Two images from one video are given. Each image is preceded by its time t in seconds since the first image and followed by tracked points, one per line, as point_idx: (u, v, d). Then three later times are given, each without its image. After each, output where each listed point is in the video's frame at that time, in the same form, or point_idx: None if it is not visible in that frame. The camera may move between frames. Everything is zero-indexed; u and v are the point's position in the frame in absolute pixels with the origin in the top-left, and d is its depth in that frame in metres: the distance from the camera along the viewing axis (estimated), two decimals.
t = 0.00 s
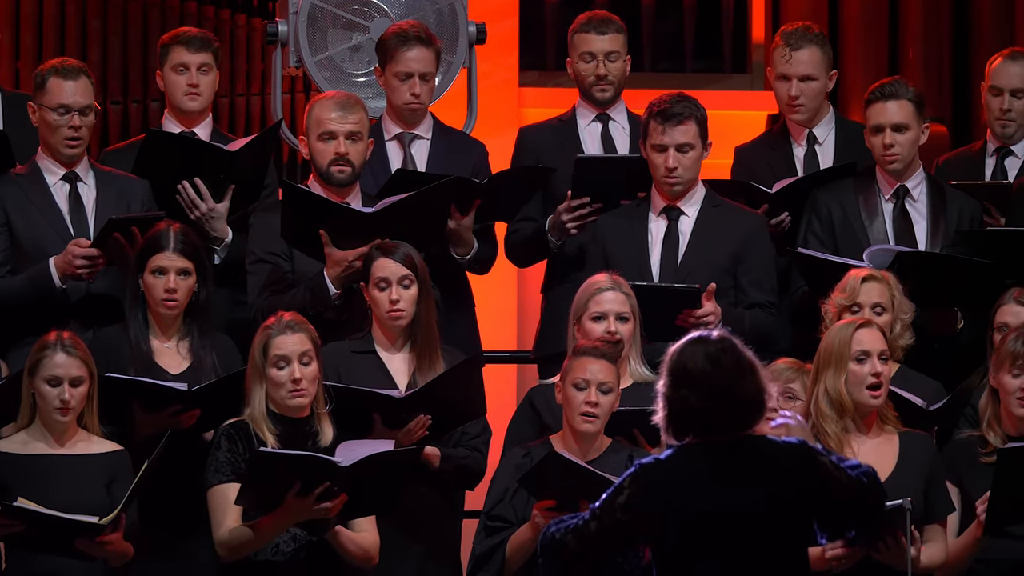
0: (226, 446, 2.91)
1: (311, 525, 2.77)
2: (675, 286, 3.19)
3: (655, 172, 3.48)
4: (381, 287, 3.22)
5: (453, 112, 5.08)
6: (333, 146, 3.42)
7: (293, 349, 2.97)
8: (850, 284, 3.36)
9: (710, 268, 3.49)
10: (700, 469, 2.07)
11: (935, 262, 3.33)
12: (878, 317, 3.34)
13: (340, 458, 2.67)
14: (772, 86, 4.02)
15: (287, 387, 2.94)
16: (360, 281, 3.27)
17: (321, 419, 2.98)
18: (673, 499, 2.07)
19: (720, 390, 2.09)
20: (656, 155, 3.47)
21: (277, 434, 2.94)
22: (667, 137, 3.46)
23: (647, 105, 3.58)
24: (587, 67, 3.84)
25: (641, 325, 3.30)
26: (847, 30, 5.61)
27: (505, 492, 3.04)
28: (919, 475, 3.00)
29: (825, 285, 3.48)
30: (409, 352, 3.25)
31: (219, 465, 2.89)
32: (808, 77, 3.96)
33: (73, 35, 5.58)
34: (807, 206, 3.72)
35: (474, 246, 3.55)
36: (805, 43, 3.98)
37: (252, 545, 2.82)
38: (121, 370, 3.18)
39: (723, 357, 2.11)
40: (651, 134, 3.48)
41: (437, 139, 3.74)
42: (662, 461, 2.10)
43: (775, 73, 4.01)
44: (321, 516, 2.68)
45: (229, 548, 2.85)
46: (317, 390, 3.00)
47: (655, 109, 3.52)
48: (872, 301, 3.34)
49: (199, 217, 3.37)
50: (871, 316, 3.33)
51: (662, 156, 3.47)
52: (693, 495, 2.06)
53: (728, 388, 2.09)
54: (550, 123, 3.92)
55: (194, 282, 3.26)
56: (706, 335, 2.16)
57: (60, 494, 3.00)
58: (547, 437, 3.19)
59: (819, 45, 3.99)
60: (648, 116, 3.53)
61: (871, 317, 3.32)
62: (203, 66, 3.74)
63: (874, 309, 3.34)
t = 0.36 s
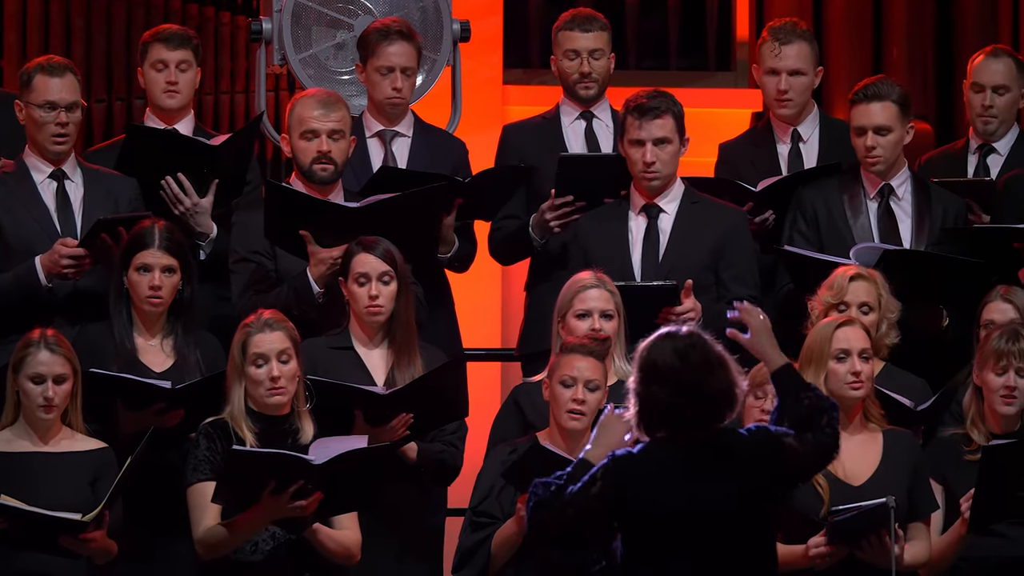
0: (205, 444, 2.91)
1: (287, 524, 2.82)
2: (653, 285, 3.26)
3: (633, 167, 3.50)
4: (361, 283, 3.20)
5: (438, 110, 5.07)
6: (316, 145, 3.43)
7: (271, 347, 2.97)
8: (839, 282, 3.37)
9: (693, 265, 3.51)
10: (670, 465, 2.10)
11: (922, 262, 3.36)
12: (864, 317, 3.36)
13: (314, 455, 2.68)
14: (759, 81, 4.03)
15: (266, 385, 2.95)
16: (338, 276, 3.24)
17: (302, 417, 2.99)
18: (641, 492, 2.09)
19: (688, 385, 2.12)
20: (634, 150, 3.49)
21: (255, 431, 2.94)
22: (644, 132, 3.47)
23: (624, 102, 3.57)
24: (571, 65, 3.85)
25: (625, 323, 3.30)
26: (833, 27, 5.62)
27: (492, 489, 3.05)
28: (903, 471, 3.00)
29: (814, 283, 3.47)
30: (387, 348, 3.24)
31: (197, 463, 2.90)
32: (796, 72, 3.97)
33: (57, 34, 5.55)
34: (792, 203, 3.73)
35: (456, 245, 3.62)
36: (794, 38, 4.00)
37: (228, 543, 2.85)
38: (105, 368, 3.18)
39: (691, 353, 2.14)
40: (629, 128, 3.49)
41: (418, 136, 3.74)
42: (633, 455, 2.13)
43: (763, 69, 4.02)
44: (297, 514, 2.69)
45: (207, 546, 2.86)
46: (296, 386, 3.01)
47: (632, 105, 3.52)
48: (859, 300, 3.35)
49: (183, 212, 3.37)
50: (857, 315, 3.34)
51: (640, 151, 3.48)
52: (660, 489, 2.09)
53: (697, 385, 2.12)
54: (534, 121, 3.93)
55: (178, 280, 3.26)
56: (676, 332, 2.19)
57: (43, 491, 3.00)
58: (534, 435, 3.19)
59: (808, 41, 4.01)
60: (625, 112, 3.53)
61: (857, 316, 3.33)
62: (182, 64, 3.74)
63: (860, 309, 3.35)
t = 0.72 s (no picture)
0: (187, 442, 2.93)
1: (268, 522, 2.81)
2: (633, 303, 3.28)
3: (610, 176, 3.49)
4: (340, 278, 3.20)
5: (422, 108, 5.07)
6: (299, 144, 3.44)
7: (254, 345, 2.97)
8: (827, 281, 3.37)
9: (677, 264, 3.53)
10: (640, 468, 2.11)
11: (909, 257, 3.36)
12: (852, 317, 3.36)
13: (292, 454, 2.67)
14: (744, 81, 4.05)
15: (248, 383, 2.95)
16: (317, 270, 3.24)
17: (285, 415, 3.00)
18: (611, 498, 2.11)
19: (664, 384, 2.14)
20: (611, 160, 3.48)
21: (238, 430, 2.94)
22: (619, 141, 3.46)
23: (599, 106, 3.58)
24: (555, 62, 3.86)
25: (609, 321, 3.30)
26: (817, 26, 5.65)
27: (475, 487, 3.06)
28: (888, 469, 3.00)
29: (797, 281, 3.49)
30: (366, 345, 3.24)
31: (180, 462, 2.91)
32: (782, 70, 3.99)
33: (43, 34, 5.56)
34: (778, 200, 3.75)
35: (438, 240, 3.62)
36: (778, 37, 4.02)
37: (209, 542, 2.86)
38: (88, 363, 3.20)
39: (665, 353, 2.17)
40: (604, 139, 3.48)
41: (400, 134, 3.75)
42: (603, 460, 2.14)
43: (748, 68, 4.03)
44: (277, 511, 2.70)
45: (189, 544, 2.87)
46: (280, 384, 3.01)
47: (605, 112, 3.51)
48: (847, 301, 3.35)
49: (168, 212, 3.38)
50: (844, 315, 3.34)
51: (617, 160, 3.47)
52: (632, 493, 2.11)
53: (668, 381, 2.14)
54: (518, 119, 3.93)
55: (163, 280, 3.26)
56: (647, 337, 2.20)
57: (30, 489, 3.00)
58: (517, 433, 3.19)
59: (792, 40, 4.03)
60: (599, 119, 3.53)
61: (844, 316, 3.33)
62: (169, 66, 3.74)
63: (847, 309, 3.36)
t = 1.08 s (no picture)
0: (173, 441, 2.92)
1: (255, 520, 2.82)
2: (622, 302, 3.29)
3: (599, 175, 3.48)
4: (321, 277, 3.19)
5: (408, 106, 5.08)
6: (283, 145, 3.44)
7: (240, 345, 2.96)
8: (812, 281, 3.38)
9: (662, 264, 3.54)
10: (627, 464, 2.12)
11: (895, 254, 3.39)
12: (836, 317, 3.38)
13: (281, 454, 2.65)
14: (729, 80, 4.04)
15: (234, 382, 2.94)
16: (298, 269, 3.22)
17: (272, 413, 2.99)
18: (599, 492, 2.12)
19: (651, 372, 2.16)
20: (600, 158, 3.47)
21: (224, 428, 2.95)
22: (609, 140, 3.44)
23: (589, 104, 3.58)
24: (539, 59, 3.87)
25: (595, 319, 3.32)
26: (802, 25, 5.67)
27: (458, 486, 3.07)
28: (872, 469, 3.02)
29: (788, 272, 3.49)
30: (344, 345, 3.24)
31: (167, 460, 2.91)
32: (767, 70, 3.99)
33: (28, 32, 5.55)
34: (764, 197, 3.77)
35: (422, 236, 3.62)
36: (762, 36, 4.01)
37: (196, 542, 2.86)
38: (72, 359, 3.19)
39: (653, 349, 2.19)
40: (593, 137, 3.46)
41: (384, 132, 3.76)
42: (590, 454, 2.15)
43: (732, 67, 4.03)
44: (263, 510, 2.72)
45: (176, 543, 2.87)
46: (267, 383, 3.00)
47: (595, 110, 3.50)
48: (831, 302, 3.37)
49: (156, 211, 3.40)
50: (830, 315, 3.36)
51: (606, 159, 3.46)
52: (620, 488, 2.12)
53: (655, 372, 2.16)
54: (503, 117, 3.94)
55: (147, 281, 3.26)
56: (632, 333, 2.22)
57: (18, 486, 3.00)
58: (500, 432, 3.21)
59: (777, 39, 4.03)
60: (589, 116, 3.50)
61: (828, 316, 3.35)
62: (160, 67, 3.73)
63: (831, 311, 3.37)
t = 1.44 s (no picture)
0: (162, 440, 2.93)
1: (248, 520, 2.81)
2: (613, 288, 3.25)
3: (589, 165, 3.52)
4: (303, 275, 3.18)
5: (395, 104, 5.09)
6: (268, 147, 3.44)
7: (229, 344, 2.96)
8: (795, 279, 3.40)
9: (650, 263, 3.55)
10: (619, 461, 2.13)
11: (889, 250, 3.38)
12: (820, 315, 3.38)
13: (276, 452, 2.68)
14: (716, 78, 4.05)
15: (223, 381, 2.94)
16: (276, 268, 3.21)
17: (260, 413, 3.00)
18: (591, 486, 2.13)
19: (645, 368, 2.19)
20: (590, 149, 3.51)
21: (213, 428, 2.94)
22: (601, 131, 3.49)
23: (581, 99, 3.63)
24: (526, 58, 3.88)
25: (584, 321, 3.33)
26: (789, 23, 5.69)
27: (444, 484, 3.08)
28: (860, 467, 3.04)
29: (771, 272, 3.50)
30: (323, 345, 3.25)
31: (156, 460, 2.91)
32: (755, 69, 4.00)
33: (16, 31, 5.56)
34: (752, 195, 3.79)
35: (410, 234, 3.60)
36: (752, 34, 4.01)
37: (187, 541, 2.86)
38: (58, 357, 3.21)
39: (649, 345, 2.21)
40: (586, 127, 3.51)
41: (372, 130, 3.77)
42: (583, 449, 2.16)
43: (720, 66, 4.03)
44: (257, 509, 2.72)
45: (167, 543, 2.87)
46: (255, 382, 3.01)
47: (589, 103, 3.56)
48: (815, 300, 3.38)
49: (146, 211, 3.43)
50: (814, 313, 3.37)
51: (597, 150, 3.50)
52: (611, 485, 2.12)
53: (653, 367, 2.19)
54: (489, 117, 3.94)
55: (132, 277, 3.26)
56: (627, 329, 2.24)
57: (7, 484, 3.01)
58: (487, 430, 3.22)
59: (766, 37, 4.02)
60: (582, 109, 3.56)
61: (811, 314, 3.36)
62: (153, 65, 3.74)
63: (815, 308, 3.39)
